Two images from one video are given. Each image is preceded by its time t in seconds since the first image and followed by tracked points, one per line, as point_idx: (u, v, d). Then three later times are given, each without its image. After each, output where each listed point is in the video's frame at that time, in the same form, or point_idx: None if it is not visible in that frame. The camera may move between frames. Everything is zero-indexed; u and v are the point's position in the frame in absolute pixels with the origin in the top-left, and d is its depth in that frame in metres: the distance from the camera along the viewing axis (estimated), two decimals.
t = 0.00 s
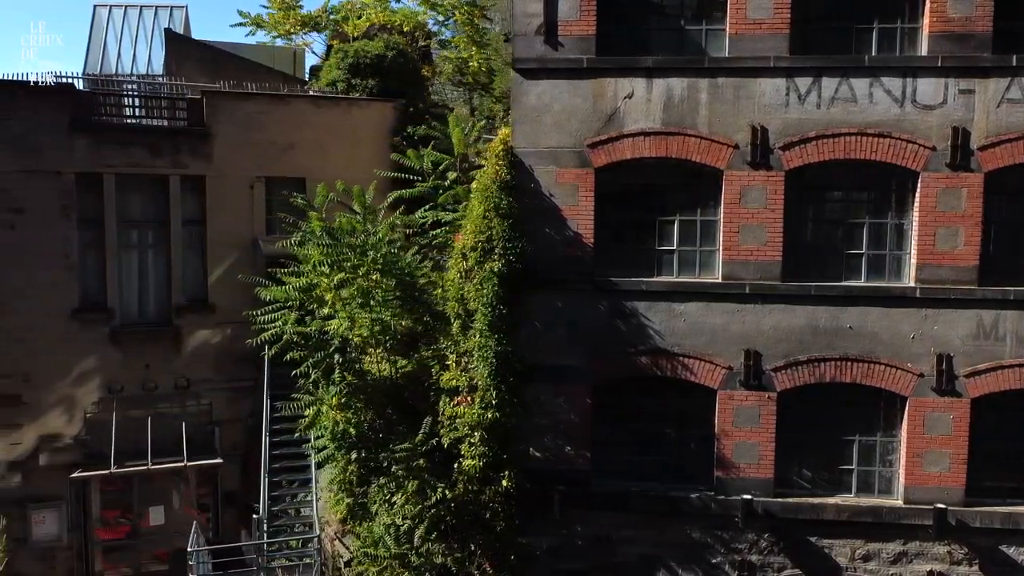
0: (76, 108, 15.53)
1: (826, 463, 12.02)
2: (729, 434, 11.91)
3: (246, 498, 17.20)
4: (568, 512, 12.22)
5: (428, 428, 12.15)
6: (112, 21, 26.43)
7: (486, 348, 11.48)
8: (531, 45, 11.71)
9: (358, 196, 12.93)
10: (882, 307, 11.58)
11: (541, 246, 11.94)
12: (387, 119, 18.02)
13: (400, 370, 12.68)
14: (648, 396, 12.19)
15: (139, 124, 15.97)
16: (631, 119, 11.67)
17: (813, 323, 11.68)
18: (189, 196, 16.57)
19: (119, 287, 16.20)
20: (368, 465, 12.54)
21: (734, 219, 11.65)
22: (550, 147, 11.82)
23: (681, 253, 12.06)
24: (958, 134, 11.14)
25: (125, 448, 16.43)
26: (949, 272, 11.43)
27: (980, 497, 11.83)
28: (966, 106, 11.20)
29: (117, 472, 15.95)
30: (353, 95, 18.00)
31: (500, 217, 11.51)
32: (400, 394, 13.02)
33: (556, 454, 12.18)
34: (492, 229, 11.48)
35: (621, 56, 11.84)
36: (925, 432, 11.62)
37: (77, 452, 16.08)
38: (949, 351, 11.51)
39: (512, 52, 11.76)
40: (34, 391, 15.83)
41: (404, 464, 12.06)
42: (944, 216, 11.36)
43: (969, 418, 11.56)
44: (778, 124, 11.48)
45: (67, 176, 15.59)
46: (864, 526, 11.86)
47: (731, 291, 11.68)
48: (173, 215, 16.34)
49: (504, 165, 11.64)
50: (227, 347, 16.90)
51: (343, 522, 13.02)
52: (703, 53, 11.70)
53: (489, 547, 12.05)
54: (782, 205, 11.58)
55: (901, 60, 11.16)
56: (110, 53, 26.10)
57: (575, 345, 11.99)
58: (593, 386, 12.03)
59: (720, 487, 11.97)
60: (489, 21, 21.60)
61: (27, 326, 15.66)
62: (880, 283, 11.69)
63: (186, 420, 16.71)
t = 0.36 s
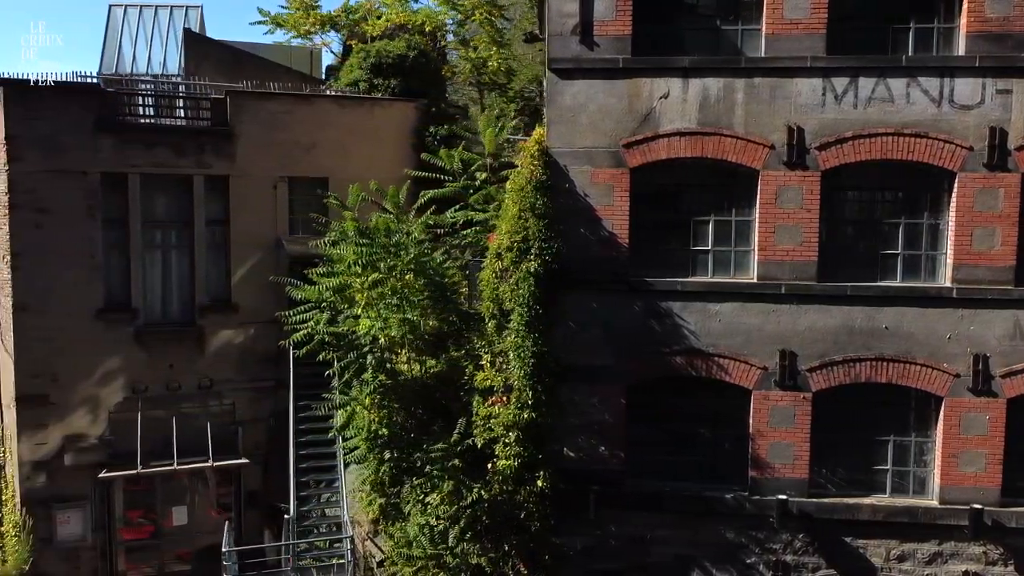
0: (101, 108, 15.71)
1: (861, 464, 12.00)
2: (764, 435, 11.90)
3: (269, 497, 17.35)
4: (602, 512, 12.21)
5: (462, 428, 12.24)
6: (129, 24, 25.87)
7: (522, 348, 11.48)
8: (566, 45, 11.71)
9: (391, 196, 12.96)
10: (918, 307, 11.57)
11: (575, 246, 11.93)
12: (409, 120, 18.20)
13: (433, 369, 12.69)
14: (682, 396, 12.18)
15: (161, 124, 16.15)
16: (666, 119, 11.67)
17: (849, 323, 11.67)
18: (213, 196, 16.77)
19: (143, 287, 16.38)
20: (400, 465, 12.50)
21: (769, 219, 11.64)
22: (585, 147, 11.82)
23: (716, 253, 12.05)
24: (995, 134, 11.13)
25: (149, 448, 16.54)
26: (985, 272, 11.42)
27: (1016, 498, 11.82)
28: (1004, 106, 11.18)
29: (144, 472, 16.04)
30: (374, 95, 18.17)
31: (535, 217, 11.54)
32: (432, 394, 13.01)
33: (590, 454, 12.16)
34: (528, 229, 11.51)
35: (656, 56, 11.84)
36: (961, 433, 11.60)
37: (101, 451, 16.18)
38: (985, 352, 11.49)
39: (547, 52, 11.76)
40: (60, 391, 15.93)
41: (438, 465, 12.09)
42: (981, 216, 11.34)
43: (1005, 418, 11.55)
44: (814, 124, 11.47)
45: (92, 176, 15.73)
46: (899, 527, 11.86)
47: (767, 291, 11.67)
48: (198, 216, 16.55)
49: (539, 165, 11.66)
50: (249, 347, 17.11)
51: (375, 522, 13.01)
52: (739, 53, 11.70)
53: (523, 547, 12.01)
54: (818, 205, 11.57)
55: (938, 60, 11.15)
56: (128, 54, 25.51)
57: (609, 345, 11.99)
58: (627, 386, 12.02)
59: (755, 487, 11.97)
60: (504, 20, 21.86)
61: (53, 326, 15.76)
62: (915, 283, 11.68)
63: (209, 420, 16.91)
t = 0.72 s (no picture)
0: (125, 108, 15.73)
1: (895, 463, 12.00)
2: (798, 435, 11.90)
3: (290, 497, 17.30)
4: (635, 512, 12.20)
5: (496, 428, 12.23)
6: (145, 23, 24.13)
7: (559, 348, 11.49)
8: (601, 45, 11.69)
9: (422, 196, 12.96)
10: (954, 307, 11.57)
11: (610, 246, 11.92)
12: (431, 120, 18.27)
13: (466, 369, 12.67)
14: (716, 396, 12.16)
15: (185, 125, 16.15)
16: (702, 119, 11.66)
17: (884, 323, 11.67)
18: (236, 196, 16.76)
19: (166, 287, 16.35)
20: (433, 465, 12.54)
21: (805, 219, 11.63)
22: (619, 147, 11.81)
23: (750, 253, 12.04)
24: None
25: (173, 447, 16.54)
26: (1021, 272, 11.42)
27: None
28: None
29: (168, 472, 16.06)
30: (397, 95, 18.18)
31: (571, 217, 11.53)
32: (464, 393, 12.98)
33: (624, 454, 12.15)
34: (564, 228, 11.50)
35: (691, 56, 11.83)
36: (997, 433, 11.60)
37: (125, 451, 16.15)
38: (1021, 352, 11.48)
39: (582, 52, 11.74)
40: (84, 391, 15.93)
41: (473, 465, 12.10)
42: (1017, 215, 11.34)
43: None
44: (851, 124, 11.45)
45: (117, 176, 15.74)
46: (934, 527, 11.85)
47: (802, 291, 11.67)
48: (221, 216, 16.52)
49: (574, 165, 11.65)
50: (271, 347, 17.12)
51: (407, 522, 13.03)
52: (774, 53, 11.68)
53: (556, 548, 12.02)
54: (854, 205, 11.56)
55: (976, 59, 11.14)
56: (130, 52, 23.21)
57: (643, 345, 11.98)
58: (661, 386, 12.02)
59: (789, 487, 11.97)
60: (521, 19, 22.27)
61: (77, 326, 15.76)
62: (951, 283, 11.67)
63: (232, 420, 16.92)
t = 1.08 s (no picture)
0: (150, 108, 15.70)
1: (930, 463, 11.98)
2: (832, 434, 11.89)
3: (312, 497, 17.30)
4: (668, 512, 12.20)
5: (529, 428, 12.24)
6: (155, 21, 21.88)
7: (594, 347, 11.50)
8: (636, 45, 11.69)
9: (455, 197, 13.01)
10: (989, 307, 11.56)
11: (644, 246, 11.93)
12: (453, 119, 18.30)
13: (499, 368, 12.68)
14: (748, 396, 12.16)
15: (209, 124, 16.12)
16: (737, 118, 11.66)
17: (919, 323, 11.66)
18: (259, 196, 16.75)
19: (190, 287, 16.34)
20: (466, 464, 12.58)
21: (839, 219, 11.63)
22: (653, 147, 11.81)
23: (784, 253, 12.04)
24: None
25: (197, 447, 16.54)
26: None
27: None
28: None
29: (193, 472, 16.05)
30: (419, 94, 18.22)
31: (606, 217, 11.55)
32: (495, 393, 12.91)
33: (657, 454, 12.15)
34: (600, 228, 11.53)
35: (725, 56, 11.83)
36: None
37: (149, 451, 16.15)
38: None
39: (616, 51, 11.73)
40: (109, 391, 15.93)
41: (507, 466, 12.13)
42: None
43: None
44: (886, 124, 11.45)
45: (141, 176, 15.73)
46: (969, 527, 11.84)
47: (836, 291, 11.67)
48: (245, 215, 16.51)
49: (609, 165, 11.65)
50: (294, 347, 17.12)
51: (438, 522, 13.02)
52: (809, 52, 11.68)
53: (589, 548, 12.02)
54: (889, 204, 11.56)
55: (1012, 59, 11.14)
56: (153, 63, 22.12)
57: (676, 345, 11.99)
58: (694, 386, 12.02)
59: (823, 487, 11.96)
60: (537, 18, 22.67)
61: (102, 326, 15.76)
62: (986, 283, 11.66)
63: (255, 420, 16.92)
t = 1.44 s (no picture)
0: (173, 107, 15.64)
1: (963, 463, 11.98)
2: (866, 435, 11.87)
3: (334, 497, 17.28)
4: (701, 512, 12.19)
5: (562, 428, 12.24)
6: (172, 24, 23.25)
7: (630, 348, 11.53)
8: (670, 45, 11.68)
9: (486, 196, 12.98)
10: None
11: (677, 247, 11.91)
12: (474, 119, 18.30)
13: (530, 368, 12.67)
14: (781, 396, 12.14)
15: (233, 124, 16.08)
16: (771, 119, 11.65)
17: (954, 323, 11.66)
18: (282, 196, 16.72)
19: (213, 287, 16.30)
20: (497, 465, 12.57)
21: (874, 219, 11.62)
22: (686, 147, 11.79)
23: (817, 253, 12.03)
24: None
25: (220, 448, 16.51)
26: None
27: None
28: None
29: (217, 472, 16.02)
30: (441, 94, 18.24)
31: (641, 217, 11.53)
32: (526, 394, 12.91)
33: (690, 454, 12.13)
34: (635, 228, 11.52)
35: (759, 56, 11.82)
36: None
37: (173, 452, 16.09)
38: None
39: (650, 51, 11.72)
40: (132, 391, 15.88)
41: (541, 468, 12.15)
42: None
43: None
44: (921, 124, 11.44)
45: (165, 176, 15.68)
46: (1002, 527, 11.84)
47: (870, 291, 11.67)
48: (268, 215, 16.48)
49: (643, 166, 11.64)
50: (317, 347, 17.10)
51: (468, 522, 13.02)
52: (843, 52, 11.68)
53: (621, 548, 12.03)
54: (924, 204, 11.55)
55: None
56: (168, 62, 23.23)
57: (710, 346, 11.97)
58: (727, 386, 12.01)
59: (857, 488, 11.95)
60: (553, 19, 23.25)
61: (126, 326, 15.71)
62: (1021, 283, 11.64)
63: (278, 420, 16.90)
